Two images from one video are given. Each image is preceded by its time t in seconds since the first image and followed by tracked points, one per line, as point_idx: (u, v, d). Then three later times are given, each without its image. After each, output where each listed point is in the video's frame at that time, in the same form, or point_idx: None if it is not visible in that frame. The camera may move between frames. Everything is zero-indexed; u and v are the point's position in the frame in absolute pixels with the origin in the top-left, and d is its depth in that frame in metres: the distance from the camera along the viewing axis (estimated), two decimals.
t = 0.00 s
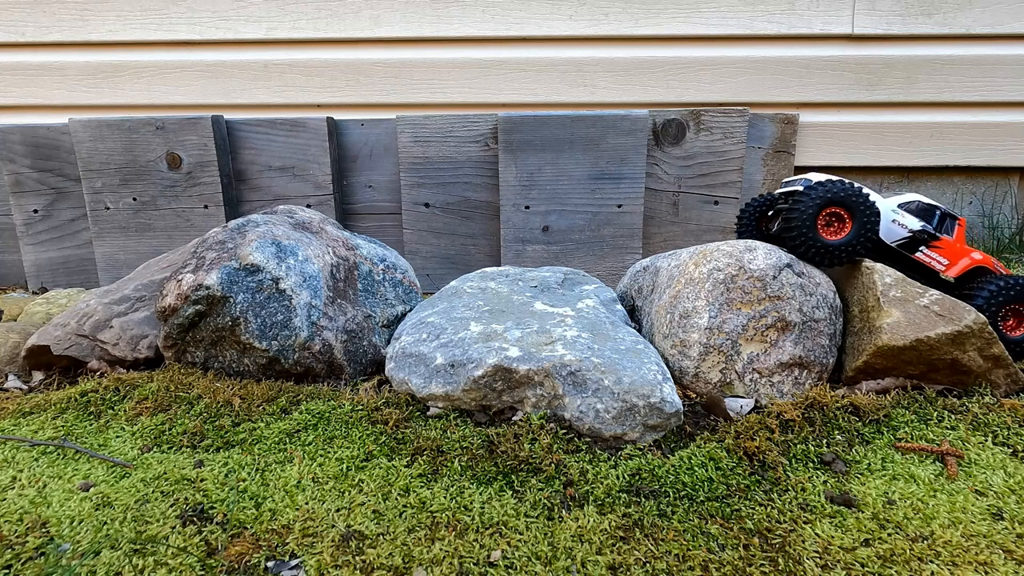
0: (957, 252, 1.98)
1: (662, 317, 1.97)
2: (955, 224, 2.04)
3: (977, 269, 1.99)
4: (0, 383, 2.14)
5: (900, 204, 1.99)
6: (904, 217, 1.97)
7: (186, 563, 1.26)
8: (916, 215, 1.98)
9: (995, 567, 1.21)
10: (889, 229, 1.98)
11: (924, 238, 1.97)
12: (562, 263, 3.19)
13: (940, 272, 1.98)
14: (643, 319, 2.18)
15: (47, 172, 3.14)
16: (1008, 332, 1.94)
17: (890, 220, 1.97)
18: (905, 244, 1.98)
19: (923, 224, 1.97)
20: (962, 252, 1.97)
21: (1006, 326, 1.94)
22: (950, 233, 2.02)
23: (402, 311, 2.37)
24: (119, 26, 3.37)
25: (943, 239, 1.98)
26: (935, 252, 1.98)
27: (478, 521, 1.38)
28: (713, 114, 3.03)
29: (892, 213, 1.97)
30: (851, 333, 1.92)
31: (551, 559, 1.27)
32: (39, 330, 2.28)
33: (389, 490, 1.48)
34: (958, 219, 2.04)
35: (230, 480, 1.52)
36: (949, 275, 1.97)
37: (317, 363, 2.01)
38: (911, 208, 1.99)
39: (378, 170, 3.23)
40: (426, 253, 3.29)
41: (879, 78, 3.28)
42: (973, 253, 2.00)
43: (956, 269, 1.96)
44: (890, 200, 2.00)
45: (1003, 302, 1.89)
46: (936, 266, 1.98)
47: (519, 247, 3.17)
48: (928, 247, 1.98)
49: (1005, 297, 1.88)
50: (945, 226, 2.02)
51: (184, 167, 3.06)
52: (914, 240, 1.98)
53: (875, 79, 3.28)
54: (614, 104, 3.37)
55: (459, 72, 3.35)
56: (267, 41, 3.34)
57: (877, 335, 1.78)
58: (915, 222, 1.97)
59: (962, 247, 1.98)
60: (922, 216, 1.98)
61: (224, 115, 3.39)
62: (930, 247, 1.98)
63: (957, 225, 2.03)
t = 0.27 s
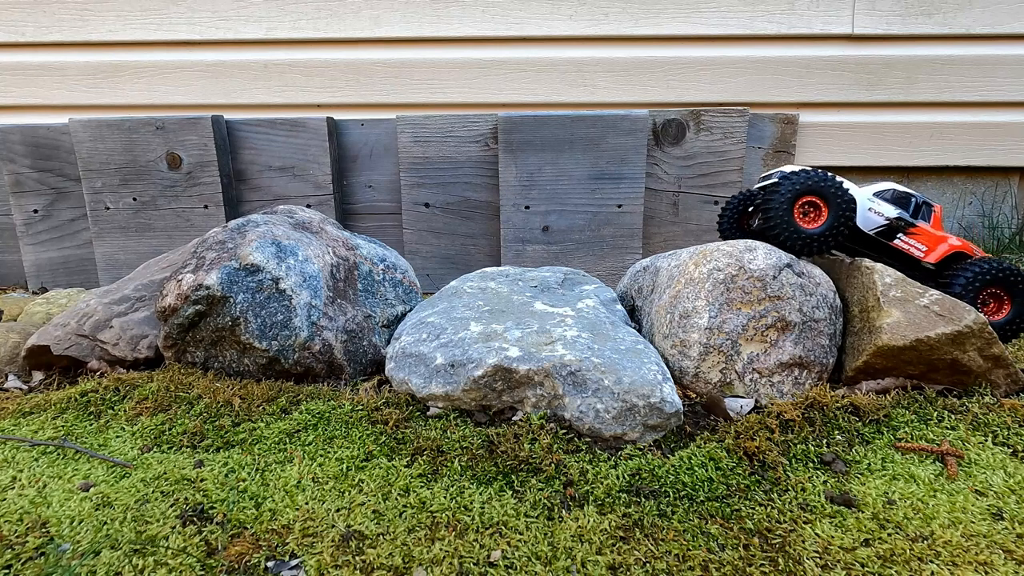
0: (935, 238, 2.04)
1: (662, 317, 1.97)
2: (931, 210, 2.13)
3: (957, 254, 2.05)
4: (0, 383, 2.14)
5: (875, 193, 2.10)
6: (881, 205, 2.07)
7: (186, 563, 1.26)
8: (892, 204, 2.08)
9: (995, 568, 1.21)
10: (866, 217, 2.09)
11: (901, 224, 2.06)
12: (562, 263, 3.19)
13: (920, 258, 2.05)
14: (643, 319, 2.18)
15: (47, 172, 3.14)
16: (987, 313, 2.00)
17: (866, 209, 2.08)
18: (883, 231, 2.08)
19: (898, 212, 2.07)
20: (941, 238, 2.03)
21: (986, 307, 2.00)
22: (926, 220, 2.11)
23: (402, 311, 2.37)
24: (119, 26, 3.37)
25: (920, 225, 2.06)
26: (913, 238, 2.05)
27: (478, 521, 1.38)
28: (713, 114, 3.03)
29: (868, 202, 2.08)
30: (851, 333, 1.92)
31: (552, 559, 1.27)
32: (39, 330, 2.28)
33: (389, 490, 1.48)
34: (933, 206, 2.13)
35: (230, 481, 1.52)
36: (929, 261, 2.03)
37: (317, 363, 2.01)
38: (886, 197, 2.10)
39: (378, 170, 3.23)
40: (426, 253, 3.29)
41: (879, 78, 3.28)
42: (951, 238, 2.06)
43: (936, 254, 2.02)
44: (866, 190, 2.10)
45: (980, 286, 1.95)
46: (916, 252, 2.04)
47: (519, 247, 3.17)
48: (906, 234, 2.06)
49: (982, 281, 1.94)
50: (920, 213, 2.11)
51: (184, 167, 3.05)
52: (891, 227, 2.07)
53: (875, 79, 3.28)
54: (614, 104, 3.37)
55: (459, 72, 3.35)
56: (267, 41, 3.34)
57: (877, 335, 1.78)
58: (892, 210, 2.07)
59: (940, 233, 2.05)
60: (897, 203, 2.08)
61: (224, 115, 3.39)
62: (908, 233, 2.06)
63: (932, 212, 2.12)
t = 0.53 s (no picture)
0: (912, 224, 2.09)
1: (662, 317, 1.97)
2: (907, 197, 2.17)
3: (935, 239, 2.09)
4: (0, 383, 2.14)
5: (851, 183, 2.13)
6: (857, 194, 2.10)
7: (186, 563, 1.26)
8: (868, 193, 2.11)
9: (995, 568, 1.21)
10: (844, 206, 2.10)
11: (877, 212, 2.10)
12: (562, 263, 3.19)
13: (898, 244, 2.10)
14: (643, 319, 2.18)
15: (47, 172, 3.14)
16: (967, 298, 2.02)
17: (843, 198, 2.11)
18: (860, 219, 2.11)
19: (874, 200, 2.10)
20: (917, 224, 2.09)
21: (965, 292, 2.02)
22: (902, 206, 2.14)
23: (402, 311, 2.37)
24: (119, 26, 3.37)
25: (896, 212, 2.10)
26: (890, 226, 2.09)
27: (478, 521, 1.38)
28: (713, 115, 3.03)
29: (844, 191, 2.10)
30: (851, 333, 1.92)
31: (552, 559, 1.27)
32: (39, 330, 2.28)
33: (389, 490, 1.48)
34: (910, 193, 2.17)
35: (230, 480, 1.52)
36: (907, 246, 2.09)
37: (317, 363, 2.01)
38: (861, 186, 2.13)
39: (378, 170, 3.23)
40: (426, 253, 3.29)
41: (879, 78, 3.28)
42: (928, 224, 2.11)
43: (913, 240, 2.08)
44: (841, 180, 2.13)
45: (958, 272, 1.98)
46: (893, 238, 2.09)
47: (519, 247, 3.17)
48: (883, 221, 2.10)
49: (958, 268, 1.97)
50: (897, 200, 2.15)
51: (184, 167, 3.06)
52: (868, 216, 2.10)
53: (875, 79, 3.28)
54: (614, 104, 3.37)
55: (459, 72, 3.35)
56: (267, 42, 3.34)
57: (877, 335, 1.78)
58: (868, 199, 2.10)
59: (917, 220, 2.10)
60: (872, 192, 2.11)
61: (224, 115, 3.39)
62: (886, 221, 2.10)
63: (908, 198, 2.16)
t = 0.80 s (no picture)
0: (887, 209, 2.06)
1: (662, 317, 1.97)
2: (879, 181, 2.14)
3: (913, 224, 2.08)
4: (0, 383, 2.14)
5: (822, 173, 2.10)
6: (828, 184, 2.07)
7: (186, 564, 1.26)
8: (840, 181, 2.08)
9: (995, 568, 1.21)
10: (816, 198, 2.08)
11: (850, 200, 2.07)
12: (561, 263, 3.19)
13: (875, 230, 2.07)
14: (643, 319, 2.18)
15: (47, 172, 3.14)
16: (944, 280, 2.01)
17: (814, 189, 2.08)
18: (834, 209, 2.08)
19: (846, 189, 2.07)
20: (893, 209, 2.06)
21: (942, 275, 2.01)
22: (875, 191, 2.11)
23: (402, 311, 2.37)
24: (119, 26, 3.37)
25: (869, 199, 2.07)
26: (866, 212, 2.06)
27: (478, 521, 1.38)
28: (713, 115, 3.03)
29: (815, 183, 2.08)
30: (851, 333, 1.92)
31: (551, 559, 1.27)
32: (39, 330, 2.28)
33: (389, 490, 1.48)
34: (883, 177, 2.13)
35: (230, 480, 1.52)
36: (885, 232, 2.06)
37: (317, 363, 2.01)
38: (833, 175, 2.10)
39: (378, 170, 3.23)
40: (426, 253, 3.29)
41: (879, 78, 3.28)
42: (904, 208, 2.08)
43: (890, 225, 2.05)
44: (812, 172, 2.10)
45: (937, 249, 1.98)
46: (869, 225, 2.06)
47: (519, 247, 3.17)
48: (858, 209, 2.07)
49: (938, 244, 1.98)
50: (869, 185, 2.11)
51: (184, 167, 3.05)
52: (841, 205, 2.07)
53: (876, 79, 3.28)
54: (614, 104, 3.37)
55: (459, 71, 3.35)
56: (267, 42, 3.34)
57: (877, 335, 1.78)
58: (840, 188, 2.07)
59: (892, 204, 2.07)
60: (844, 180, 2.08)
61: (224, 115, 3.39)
62: (861, 209, 2.06)
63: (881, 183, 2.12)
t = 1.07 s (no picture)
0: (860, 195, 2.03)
1: (662, 317, 1.97)
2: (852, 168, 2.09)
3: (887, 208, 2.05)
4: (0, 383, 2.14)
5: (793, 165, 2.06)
6: (801, 176, 2.03)
7: (186, 564, 1.26)
8: (813, 172, 2.04)
9: (995, 568, 1.21)
10: (789, 191, 2.04)
11: (825, 191, 2.02)
12: (561, 263, 3.19)
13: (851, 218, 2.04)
14: (643, 319, 2.18)
15: (47, 172, 3.14)
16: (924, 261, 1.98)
17: (786, 183, 2.04)
18: (808, 201, 2.04)
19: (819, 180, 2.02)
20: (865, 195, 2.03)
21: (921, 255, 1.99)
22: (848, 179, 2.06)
23: (402, 311, 2.37)
24: (119, 26, 3.37)
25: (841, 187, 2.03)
26: (841, 201, 2.03)
27: (478, 521, 1.38)
28: (713, 114, 3.03)
29: (786, 176, 2.04)
30: (851, 333, 1.92)
31: (551, 559, 1.27)
32: (39, 330, 2.28)
33: (389, 490, 1.48)
34: (853, 163, 2.09)
35: (230, 481, 1.52)
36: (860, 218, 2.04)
37: (317, 363, 2.01)
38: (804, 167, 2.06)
39: (378, 170, 3.23)
40: (426, 253, 3.29)
41: (879, 78, 3.28)
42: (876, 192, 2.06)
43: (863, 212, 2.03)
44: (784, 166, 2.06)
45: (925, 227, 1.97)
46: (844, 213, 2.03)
47: (518, 247, 3.16)
48: (832, 199, 2.03)
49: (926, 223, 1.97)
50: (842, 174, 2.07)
51: (184, 167, 3.05)
52: (815, 196, 2.03)
53: (876, 79, 3.28)
54: (614, 104, 3.37)
55: (459, 72, 3.35)
56: (267, 41, 3.34)
57: (877, 335, 1.78)
58: (813, 179, 2.02)
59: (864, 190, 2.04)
60: (816, 170, 2.04)
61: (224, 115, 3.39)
62: (834, 198, 2.03)
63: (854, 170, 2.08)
